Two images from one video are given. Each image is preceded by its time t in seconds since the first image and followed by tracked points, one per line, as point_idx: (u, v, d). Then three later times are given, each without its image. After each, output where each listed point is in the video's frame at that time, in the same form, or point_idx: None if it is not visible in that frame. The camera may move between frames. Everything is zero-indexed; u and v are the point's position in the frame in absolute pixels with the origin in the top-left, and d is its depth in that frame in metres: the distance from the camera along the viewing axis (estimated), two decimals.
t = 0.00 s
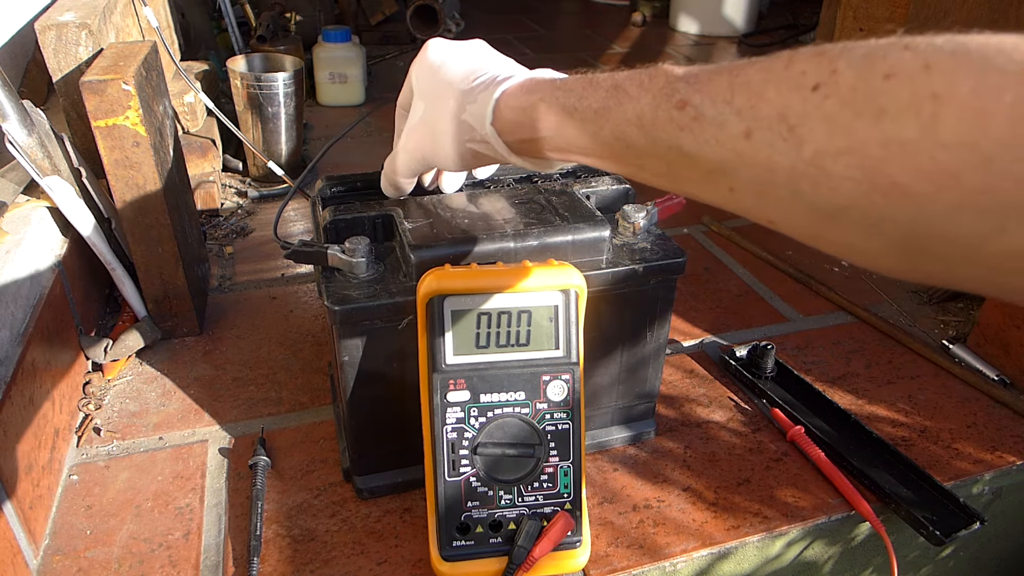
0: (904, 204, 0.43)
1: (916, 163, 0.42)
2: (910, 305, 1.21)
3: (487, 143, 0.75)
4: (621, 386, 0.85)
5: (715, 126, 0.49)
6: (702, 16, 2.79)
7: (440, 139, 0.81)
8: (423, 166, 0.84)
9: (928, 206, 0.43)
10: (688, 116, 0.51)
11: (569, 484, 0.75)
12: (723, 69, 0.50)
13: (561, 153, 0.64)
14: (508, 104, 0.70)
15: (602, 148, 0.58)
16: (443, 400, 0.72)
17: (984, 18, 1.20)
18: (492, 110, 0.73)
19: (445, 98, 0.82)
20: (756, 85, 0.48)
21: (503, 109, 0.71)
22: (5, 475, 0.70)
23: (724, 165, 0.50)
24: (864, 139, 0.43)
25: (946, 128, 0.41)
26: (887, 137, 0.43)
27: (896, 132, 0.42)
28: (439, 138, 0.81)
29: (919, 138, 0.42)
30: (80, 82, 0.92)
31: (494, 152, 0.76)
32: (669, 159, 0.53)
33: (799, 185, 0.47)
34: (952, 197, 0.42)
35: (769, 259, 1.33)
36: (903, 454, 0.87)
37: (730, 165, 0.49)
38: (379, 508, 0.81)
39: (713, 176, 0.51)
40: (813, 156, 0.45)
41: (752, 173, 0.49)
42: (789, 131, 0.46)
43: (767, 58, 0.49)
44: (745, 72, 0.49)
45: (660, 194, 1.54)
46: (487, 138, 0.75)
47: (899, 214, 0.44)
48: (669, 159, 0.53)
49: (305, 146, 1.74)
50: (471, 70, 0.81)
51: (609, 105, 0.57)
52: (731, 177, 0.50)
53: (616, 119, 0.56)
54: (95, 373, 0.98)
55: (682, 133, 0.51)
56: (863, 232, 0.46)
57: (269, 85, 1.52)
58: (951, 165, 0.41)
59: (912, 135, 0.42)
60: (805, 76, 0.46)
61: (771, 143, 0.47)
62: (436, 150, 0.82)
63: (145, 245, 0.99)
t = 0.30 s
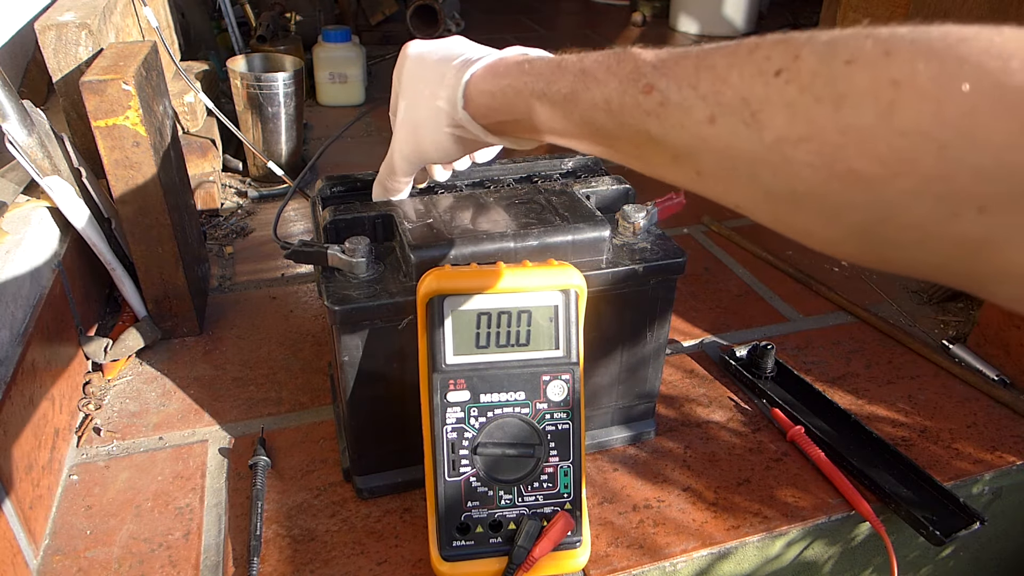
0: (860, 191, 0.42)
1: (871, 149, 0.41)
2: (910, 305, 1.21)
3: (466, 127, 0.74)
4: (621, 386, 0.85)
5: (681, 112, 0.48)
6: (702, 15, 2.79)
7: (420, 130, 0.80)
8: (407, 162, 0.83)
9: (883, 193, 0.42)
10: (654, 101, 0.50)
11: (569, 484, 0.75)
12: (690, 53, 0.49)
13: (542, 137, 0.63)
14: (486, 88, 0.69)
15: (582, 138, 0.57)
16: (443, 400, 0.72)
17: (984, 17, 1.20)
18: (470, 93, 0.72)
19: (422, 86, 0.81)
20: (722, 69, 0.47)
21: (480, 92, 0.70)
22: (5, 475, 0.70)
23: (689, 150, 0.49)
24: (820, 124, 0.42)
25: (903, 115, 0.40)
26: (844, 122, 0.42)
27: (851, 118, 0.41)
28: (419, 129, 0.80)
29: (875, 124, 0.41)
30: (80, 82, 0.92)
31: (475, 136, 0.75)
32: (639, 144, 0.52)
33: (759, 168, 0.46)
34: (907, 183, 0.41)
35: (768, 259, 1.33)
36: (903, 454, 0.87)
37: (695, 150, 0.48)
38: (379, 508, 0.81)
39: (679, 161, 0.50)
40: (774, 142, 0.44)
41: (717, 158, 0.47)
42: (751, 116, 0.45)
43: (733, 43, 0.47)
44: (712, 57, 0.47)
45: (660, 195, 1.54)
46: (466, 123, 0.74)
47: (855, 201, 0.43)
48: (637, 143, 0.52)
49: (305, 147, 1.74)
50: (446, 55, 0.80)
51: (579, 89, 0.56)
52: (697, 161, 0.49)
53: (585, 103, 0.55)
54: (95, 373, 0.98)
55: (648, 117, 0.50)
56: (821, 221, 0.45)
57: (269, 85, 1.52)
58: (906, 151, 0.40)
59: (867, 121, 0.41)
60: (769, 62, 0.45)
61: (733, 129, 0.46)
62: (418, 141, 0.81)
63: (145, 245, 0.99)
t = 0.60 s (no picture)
0: (851, 200, 0.42)
1: (861, 159, 0.41)
2: (910, 306, 1.21)
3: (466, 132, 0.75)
4: (621, 386, 0.85)
5: (678, 121, 0.48)
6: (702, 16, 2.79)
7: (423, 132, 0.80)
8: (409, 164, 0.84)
9: (875, 204, 0.41)
10: (652, 110, 0.49)
11: (569, 484, 0.75)
12: (689, 63, 0.49)
13: (537, 144, 0.63)
14: (489, 93, 0.70)
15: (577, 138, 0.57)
16: (443, 400, 0.72)
17: (983, 19, 1.20)
18: (473, 99, 0.73)
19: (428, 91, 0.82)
20: (718, 78, 0.46)
21: (482, 99, 0.71)
22: (5, 475, 0.70)
23: (686, 158, 0.48)
24: (813, 135, 0.42)
25: (893, 126, 0.40)
26: (836, 132, 0.41)
27: (843, 129, 0.41)
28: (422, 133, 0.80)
29: (865, 135, 0.41)
30: (80, 82, 0.92)
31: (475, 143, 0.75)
32: (637, 154, 0.52)
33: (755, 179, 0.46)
34: (898, 193, 0.40)
35: (768, 259, 1.33)
36: (903, 454, 0.87)
37: (692, 159, 0.48)
38: (380, 508, 0.81)
39: (677, 170, 0.49)
40: (769, 152, 0.44)
41: (713, 165, 0.47)
42: (746, 126, 0.45)
43: (731, 53, 0.47)
44: (709, 66, 0.47)
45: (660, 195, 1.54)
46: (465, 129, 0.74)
47: (847, 211, 0.43)
48: (631, 143, 0.52)
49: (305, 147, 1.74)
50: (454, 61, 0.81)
51: (578, 97, 0.56)
52: (693, 171, 0.49)
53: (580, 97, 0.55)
54: (95, 373, 0.98)
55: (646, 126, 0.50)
56: (815, 229, 0.45)
57: (269, 85, 1.52)
58: (895, 161, 0.40)
59: (858, 131, 0.41)
60: (765, 72, 0.44)
61: (729, 138, 0.46)
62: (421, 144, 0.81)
63: (145, 245, 0.99)
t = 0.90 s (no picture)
0: (853, 185, 0.42)
1: (869, 144, 0.41)
2: (910, 305, 1.21)
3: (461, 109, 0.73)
4: (621, 386, 0.85)
5: (681, 101, 0.48)
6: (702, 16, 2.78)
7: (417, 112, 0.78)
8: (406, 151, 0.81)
9: (875, 190, 0.41)
10: (655, 88, 0.50)
11: (569, 485, 0.75)
12: (695, 46, 0.49)
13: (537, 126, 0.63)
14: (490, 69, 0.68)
15: (579, 128, 0.56)
16: (443, 400, 0.72)
17: (984, 18, 1.20)
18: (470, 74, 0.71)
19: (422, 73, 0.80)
20: (725, 60, 0.47)
21: (482, 74, 0.69)
22: (5, 476, 0.70)
23: (686, 138, 0.48)
24: (819, 117, 0.42)
25: (902, 109, 0.40)
26: (843, 116, 0.42)
27: (851, 112, 0.41)
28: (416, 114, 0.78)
29: (873, 118, 0.41)
30: (80, 82, 0.92)
31: (470, 122, 0.73)
32: (635, 134, 0.52)
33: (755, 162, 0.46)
34: (900, 182, 0.40)
35: (768, 259, 1.33)
36: (903, 454, 0.87)
37: (692, 139, 0.48)
38: (380, 508, 0.81)
39: (674, 153, 0.50)
40: (772, 132, 0.44)
41: (714, 147, 0.47)
42: (751, 107, 0.45)
43: (739, 37, 0.47)
44: (717, 48, 0.47)
45: (660, 194, 1.54)
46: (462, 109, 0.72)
47: (849, 197, 0.42)
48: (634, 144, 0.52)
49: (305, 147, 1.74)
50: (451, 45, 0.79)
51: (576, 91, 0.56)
52: (690, 153, 0.49)
53: (583, 97, 0.55)
54: (95, 373, 0.98)
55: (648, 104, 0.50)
56: (814, 217, 0.45)
57: (269, 85, 1.52)
58: (902, 145, 0.40)
59: (866, 115, 0.41)
60: (774, 54, 0.44)
61: (733, 119, 0.46)
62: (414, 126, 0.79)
63: (144, 245, 0.99)
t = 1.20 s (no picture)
0: (871, 193, 0.42)
1: (884, 149, 0.41)
2: (910, 305, 1.21)
3: (470, 118, 0.73)
4: (621, 386, 0.85)
5: (692, 107, 0.48)
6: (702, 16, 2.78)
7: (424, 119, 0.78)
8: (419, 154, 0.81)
9: (894, 196, 0.41)
10: (664, 95, 0.49)
11: (569, 485, 0.75)
12: (704, 51, 0.49)
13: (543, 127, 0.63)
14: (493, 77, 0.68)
15: (581, 129, 0.56)
16: (443, 400, 0.72)
17: (984, 18, 1.20)
18: (475, 84, 0.71)
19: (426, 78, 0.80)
20: (735, 65, 0.46)
21: (485, 103, 0.69)
22: (5, 476, 0.70)
23: (697, 146, 0.48)
24: (836, 123, 0.42)
25: (920, 116, 0.40)
26: (860, 121, 0.41)
27: (868, 119, 0.41)
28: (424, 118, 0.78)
29: (889, 125, 0.40)
30: (80, 82, 0.92)
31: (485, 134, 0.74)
32: (644, 141, 0.52)
33: (769, 167, 0.46)
34: (920, 187, 0.40)
35: (768, 259, 1.33)
36: (903, 455, 0.87)
37: (704, 147, 0.48)
38: (380, 508, 0.81)
39: (686, 159, 0.50)
40: (787, 138, 0.44)
41: (725, 152, 0.47)
42: (764, 113, 0.45)
43: (748, 43, 0.47)
44: (725, 54, 0.47)
45: (660, 194, 1.54)
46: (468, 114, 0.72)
47: (866, 204, 0.42)
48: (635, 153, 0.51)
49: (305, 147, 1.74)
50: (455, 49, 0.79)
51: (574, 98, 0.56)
52: (704, 159, 0.49)
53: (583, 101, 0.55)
54: (95, 373, 0.98)
55: (657, 112, 0.50)
56: (830, 223, 0.44)
57: (269, 85, 1.52)
58: (922, 153, 0.40)
59: (883, 121, 0.40)
60: (786, 59, 0.44)
61: (745, 125, 0.46)
62: (422, 135, 0.79)
63: (144, 244, 0.99)
